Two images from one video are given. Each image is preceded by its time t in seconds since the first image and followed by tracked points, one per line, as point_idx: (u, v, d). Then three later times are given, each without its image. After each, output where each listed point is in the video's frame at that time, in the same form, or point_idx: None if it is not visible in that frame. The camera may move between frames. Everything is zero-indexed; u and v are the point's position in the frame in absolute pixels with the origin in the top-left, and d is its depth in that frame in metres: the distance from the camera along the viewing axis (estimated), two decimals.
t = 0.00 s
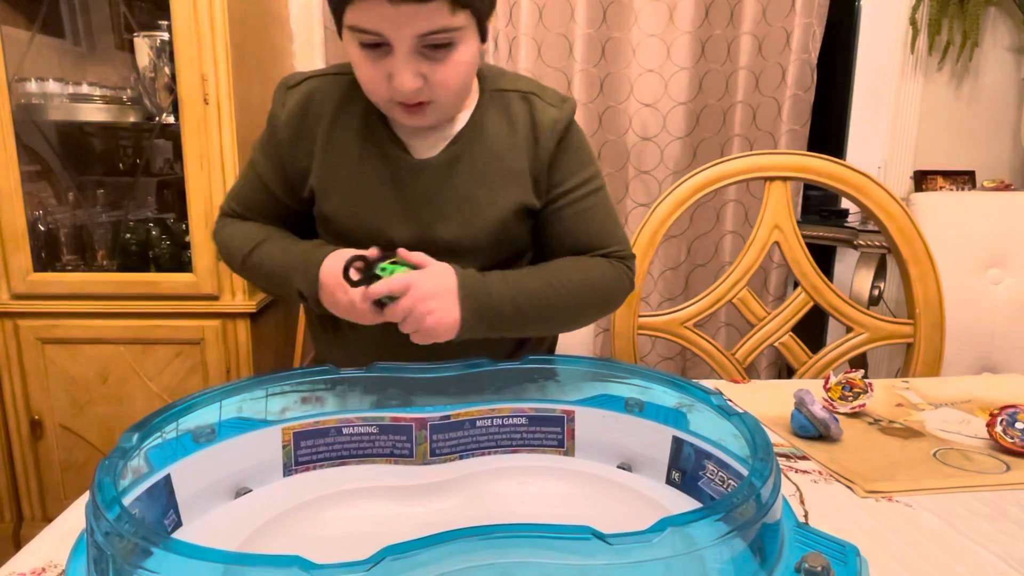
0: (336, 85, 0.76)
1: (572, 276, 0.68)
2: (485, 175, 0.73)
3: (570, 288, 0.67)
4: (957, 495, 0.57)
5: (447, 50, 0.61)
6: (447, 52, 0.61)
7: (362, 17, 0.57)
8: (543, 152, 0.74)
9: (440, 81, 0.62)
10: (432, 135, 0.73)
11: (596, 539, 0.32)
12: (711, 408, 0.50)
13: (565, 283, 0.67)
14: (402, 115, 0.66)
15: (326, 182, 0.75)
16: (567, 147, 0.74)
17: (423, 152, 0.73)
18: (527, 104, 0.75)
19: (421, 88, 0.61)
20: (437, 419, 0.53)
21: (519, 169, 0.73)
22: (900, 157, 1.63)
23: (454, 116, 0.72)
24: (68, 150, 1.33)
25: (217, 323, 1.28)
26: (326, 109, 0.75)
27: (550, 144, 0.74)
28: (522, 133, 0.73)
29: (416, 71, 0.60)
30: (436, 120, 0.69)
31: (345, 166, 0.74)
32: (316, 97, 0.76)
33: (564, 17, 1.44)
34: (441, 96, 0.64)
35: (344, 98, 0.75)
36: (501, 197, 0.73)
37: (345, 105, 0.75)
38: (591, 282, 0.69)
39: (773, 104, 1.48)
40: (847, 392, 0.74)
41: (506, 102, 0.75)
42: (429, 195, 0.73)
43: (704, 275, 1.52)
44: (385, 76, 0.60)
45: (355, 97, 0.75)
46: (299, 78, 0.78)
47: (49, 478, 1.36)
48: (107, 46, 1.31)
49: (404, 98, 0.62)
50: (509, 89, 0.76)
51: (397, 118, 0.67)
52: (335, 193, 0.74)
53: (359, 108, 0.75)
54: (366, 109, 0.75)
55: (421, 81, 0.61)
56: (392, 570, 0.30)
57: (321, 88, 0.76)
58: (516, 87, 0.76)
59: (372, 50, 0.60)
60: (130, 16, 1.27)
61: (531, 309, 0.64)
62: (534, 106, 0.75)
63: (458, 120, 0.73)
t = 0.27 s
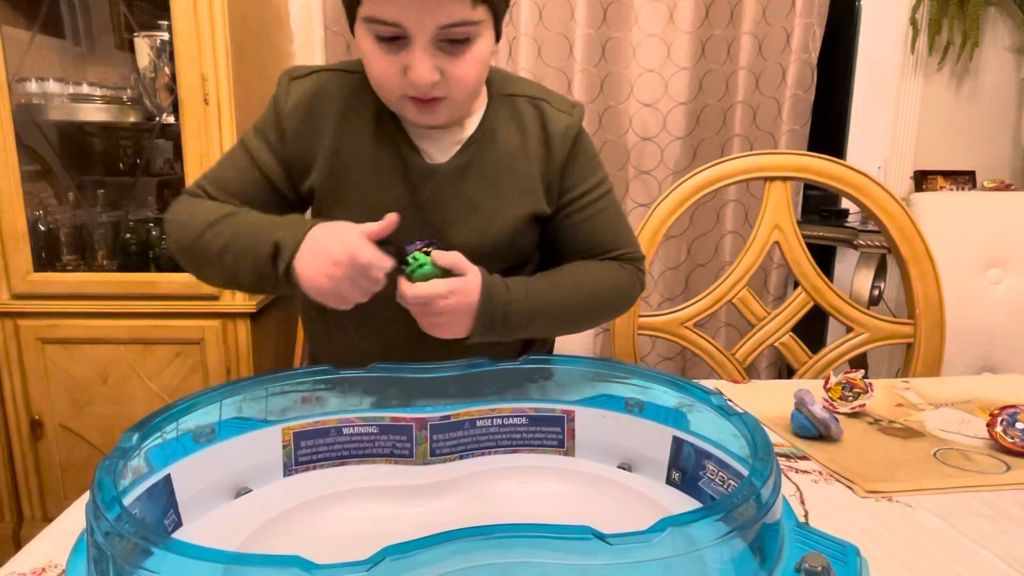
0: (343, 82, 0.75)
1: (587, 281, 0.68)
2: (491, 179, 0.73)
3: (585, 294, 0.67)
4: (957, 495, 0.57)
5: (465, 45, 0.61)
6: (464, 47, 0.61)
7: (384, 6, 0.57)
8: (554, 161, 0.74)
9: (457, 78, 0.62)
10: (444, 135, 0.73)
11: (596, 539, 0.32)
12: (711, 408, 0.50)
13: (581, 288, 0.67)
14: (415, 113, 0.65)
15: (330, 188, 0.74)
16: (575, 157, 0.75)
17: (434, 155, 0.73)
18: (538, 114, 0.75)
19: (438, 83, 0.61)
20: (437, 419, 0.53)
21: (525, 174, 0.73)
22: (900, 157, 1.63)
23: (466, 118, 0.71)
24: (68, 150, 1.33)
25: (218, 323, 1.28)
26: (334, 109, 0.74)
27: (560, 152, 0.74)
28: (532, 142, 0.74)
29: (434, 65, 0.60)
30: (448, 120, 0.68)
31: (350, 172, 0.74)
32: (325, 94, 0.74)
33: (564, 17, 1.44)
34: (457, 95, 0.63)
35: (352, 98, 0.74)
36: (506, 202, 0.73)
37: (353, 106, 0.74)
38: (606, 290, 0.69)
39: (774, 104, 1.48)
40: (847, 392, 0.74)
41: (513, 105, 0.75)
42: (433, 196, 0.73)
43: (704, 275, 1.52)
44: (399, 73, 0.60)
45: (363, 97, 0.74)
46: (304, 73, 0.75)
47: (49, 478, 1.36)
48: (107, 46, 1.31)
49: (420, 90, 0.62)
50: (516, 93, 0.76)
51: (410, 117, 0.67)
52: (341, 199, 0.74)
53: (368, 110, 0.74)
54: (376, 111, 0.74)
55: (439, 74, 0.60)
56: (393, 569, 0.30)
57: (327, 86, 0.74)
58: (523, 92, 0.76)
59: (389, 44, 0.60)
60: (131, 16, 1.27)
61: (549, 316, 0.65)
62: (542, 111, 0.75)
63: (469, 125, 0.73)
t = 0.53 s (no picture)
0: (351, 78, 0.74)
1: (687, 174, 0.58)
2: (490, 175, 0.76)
3: (687, 186, 0.56)
4: (957, 495, 0.57)
5: (475, 32, 0.61)
6: (474, 34, 0.61)
7: None
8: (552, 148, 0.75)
9: (467, 63, 0.62)
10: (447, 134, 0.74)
11: (596, 539, 0.32)
12: (712, 408, 0.50)
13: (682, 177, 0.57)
14: (421, 101, 0.65)
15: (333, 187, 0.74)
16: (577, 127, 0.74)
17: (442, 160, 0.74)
18: (535, 101, 0.76)
19: (448, 66, 0.60)
20: (437, 419, 0.53)
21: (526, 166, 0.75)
22: (900, 157, 1.63)
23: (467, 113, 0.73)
24: (69, 150, 1.33)
25: (218, 323, 1.28)
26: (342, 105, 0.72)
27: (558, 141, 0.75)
28: (531, 132, 0.75)
29: (443, 45, 0.59)
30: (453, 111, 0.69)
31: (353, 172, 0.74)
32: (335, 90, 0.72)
33: (564, 17, 1.44)
34: (466, 81, 0.64)
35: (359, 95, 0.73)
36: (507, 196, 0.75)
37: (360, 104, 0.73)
38: (713, 179, 0.59)
39: (774, 104, 1.48)
40: (847, 392, 0.74)
41: (509, 97, 0.76)
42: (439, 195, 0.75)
43: (704, 275, 1.52)
44: (410, 56, 0.60)
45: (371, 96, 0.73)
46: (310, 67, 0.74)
47: (49, 478, 1.36)
48: (107, 47, 1.31)
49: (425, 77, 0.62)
50: (513, 83, 0.77)
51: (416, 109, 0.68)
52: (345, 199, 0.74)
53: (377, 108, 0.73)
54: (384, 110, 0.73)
55: (450, 57, 0.60)
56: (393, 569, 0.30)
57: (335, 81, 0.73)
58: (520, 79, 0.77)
59: (400, 30, 0.60)
60: (131, 16, 1.27)
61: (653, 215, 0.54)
62: (539, 96, 0.76)
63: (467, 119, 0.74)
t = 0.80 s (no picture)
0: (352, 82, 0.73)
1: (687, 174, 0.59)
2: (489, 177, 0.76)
3: (694, 188, 0.58)
4: (957, 495, 0.57)
5: (481, 26, 0.61)
6: (480, 28, 0.61)
7: None
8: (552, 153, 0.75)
9: (473, 58, 0.62)
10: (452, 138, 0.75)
11: (596, 539, 0.31)
12: (711, 408, 0.50)
13: (689, 176, 0.59)
14: (425, 97, 0.65)
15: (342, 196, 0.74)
16: (574, 133, 0.75)
17: (447, 168, 0.75)
18: (534, 103, 0.76)
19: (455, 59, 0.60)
20: (437, 419, 0.53)
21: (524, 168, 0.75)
22: (900, 157, 1.63)
23: (468, 113, 0.73)
24: (69, 150, 1.33)
25: (218, 323, 1.28)
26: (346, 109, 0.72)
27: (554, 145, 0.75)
28: (528, 136, 0.75)
29: (450, 38, 0.59)
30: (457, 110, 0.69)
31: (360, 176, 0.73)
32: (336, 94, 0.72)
33: (564, 17, 1.44)
34: (471, 77, 0.64)
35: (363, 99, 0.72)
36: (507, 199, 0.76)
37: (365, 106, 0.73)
38: (711, 167, 0.62)
39: (774, 104, 1.48)
40: (847, 392, 0.74)
41: (508, 99, 0.76)
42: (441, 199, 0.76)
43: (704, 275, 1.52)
44: (414, 50, 0.60)
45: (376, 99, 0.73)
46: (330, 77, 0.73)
47: (49, 478, 1.36)
48: (107, 46, 1.31)
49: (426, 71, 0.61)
50: (513, 85, 0.77)
51: (419, 107, 0.67)
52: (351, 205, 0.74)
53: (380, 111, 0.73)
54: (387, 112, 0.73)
55: (456, 50, 0.60)
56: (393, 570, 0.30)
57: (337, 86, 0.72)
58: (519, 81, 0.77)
59: (405, 22, 0.60)
60: (131, 16, 1.27)
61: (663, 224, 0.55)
62: (538, 99, 0.76)
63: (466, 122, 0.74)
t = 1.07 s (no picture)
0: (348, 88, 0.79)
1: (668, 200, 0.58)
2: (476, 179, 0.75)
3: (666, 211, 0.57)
4: (957, 495, 0.57)
5: (482, 37, 0.61)
6: (480, 40, 0.61)
7: None
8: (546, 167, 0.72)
9: (473, 70, 0.62)
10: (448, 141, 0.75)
11: (596, 538, 0.31)
12: (712, 408, 0.50)
13: (673, 206, 0.56)
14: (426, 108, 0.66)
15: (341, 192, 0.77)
16: (566, 148, 0.71)
17: (432, 168, 0.76)
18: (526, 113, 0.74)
19: (454, 73, 0.61)
20: (437, 418, 0.53)
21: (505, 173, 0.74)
22: (901, 157, 1.63)
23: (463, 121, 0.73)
24: (69, 150, 1.33)
25: (218, 323, 1.28)
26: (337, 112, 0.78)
27: (547, 157, 0.72)
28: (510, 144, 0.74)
29: (449, 52, 0.60)
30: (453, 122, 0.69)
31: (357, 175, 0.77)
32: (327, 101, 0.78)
33: (564, 17, 1.44)
34: (473, 87, 0.64)
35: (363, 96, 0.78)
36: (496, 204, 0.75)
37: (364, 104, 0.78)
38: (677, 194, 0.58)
39: (774, 104, 1.48)
40: (847, 392, 0.74)
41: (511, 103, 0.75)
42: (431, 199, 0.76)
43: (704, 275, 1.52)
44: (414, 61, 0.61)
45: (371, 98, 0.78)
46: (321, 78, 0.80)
47: (49, 478, 1.36)
48: (107, 46, 1.31)
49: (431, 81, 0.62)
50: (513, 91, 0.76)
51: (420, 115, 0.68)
52: (353, 216, 0.77)
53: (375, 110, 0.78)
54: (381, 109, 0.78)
55: (455, 64, 0.60)
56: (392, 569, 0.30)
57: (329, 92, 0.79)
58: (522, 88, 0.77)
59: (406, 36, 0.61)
60: (131, 16, 1.27)
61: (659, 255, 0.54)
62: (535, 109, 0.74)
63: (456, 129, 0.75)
